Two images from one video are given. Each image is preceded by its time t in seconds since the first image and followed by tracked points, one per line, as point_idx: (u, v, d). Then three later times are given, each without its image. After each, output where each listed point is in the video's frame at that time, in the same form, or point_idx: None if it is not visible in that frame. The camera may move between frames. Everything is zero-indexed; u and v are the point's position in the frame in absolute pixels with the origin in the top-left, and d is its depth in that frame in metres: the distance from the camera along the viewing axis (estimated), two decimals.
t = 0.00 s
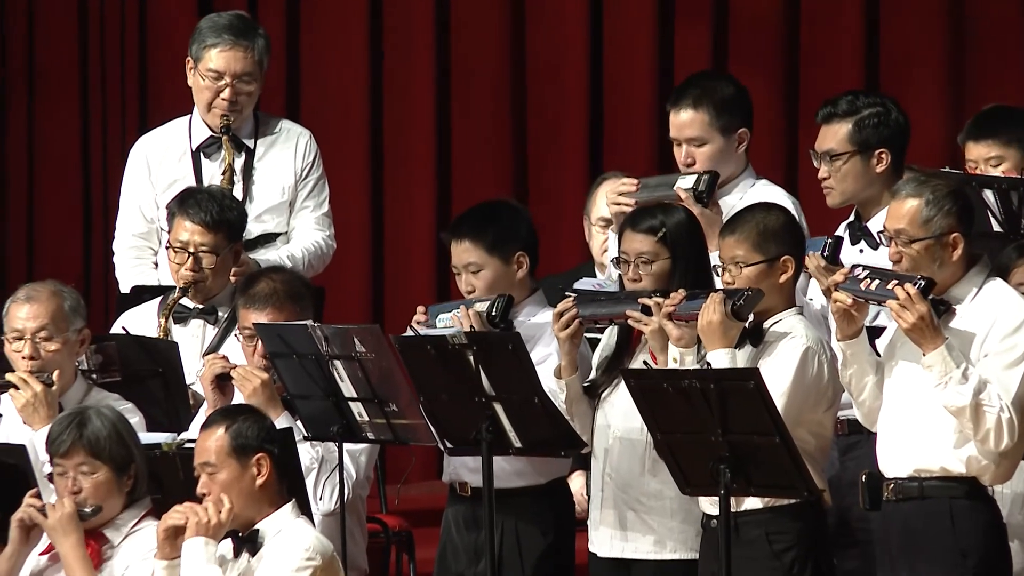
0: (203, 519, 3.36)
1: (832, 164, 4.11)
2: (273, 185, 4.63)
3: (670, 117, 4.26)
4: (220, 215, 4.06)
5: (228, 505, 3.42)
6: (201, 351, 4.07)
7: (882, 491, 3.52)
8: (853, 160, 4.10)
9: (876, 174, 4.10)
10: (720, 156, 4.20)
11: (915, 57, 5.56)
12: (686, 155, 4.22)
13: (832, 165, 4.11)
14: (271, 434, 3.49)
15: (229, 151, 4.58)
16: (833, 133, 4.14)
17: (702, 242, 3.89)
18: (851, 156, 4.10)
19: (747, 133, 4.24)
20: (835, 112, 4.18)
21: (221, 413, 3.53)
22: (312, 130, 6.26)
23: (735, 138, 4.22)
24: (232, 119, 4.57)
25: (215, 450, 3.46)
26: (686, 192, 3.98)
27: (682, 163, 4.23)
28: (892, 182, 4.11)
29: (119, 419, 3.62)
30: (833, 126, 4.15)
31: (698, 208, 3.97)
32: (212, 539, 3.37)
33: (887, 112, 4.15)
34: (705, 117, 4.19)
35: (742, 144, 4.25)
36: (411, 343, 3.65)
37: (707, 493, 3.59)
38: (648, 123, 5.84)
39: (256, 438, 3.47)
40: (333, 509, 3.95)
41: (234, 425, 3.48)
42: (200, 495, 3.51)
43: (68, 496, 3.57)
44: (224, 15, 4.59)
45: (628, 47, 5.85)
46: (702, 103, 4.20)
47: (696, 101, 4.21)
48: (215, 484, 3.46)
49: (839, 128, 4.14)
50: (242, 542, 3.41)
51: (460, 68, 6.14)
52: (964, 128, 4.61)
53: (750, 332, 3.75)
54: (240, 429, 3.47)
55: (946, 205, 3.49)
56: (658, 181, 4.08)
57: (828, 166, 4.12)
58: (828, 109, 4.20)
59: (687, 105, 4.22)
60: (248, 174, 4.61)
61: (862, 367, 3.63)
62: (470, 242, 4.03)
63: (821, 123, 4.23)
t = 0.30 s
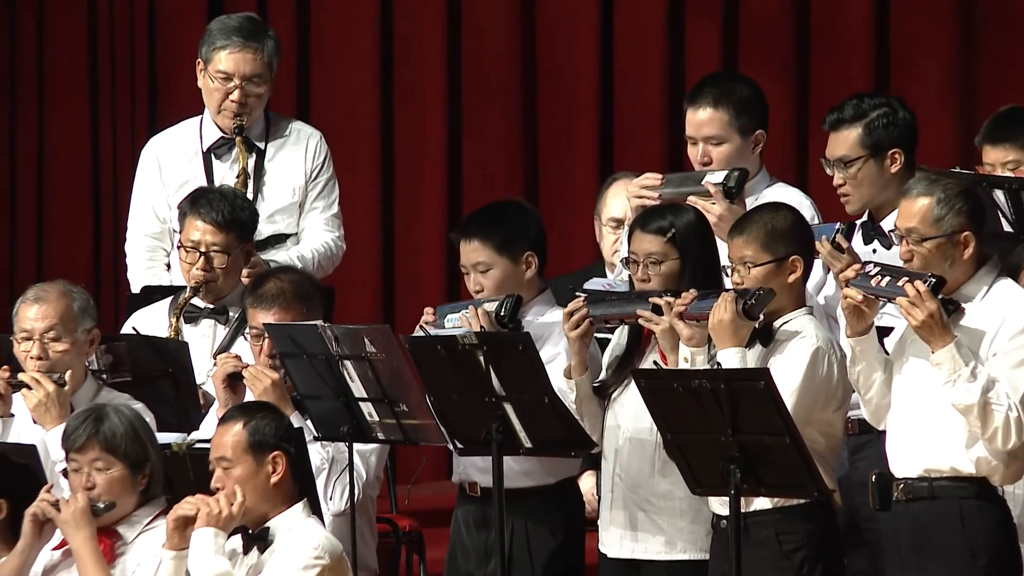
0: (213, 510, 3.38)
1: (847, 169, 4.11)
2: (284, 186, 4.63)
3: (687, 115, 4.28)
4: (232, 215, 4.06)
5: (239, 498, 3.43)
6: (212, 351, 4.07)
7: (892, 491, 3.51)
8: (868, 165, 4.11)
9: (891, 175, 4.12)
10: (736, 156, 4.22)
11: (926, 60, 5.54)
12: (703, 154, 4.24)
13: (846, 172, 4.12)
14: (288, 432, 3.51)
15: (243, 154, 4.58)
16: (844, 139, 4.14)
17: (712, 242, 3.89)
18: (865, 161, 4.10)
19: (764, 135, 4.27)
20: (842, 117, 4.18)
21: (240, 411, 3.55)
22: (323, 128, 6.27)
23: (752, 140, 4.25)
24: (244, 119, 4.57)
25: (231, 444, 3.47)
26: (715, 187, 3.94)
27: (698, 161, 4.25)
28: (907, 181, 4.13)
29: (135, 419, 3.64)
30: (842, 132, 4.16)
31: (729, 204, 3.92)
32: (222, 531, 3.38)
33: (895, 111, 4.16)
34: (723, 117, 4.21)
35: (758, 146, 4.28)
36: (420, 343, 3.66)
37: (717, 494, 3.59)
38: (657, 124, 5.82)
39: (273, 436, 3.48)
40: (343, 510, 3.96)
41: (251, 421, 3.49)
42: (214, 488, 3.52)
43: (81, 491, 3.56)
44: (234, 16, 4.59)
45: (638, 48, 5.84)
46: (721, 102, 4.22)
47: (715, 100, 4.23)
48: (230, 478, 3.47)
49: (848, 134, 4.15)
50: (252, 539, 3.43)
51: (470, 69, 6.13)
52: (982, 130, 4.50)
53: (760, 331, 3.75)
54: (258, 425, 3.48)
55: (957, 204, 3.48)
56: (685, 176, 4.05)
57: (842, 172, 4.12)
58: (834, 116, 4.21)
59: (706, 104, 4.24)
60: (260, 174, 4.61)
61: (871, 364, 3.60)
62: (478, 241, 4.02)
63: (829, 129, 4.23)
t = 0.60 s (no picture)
0: (229, 513, 3.40)
1: (866, 168, 4.14)
2: (299, 189, 4.64)
3: (705, 116, 4.31)
4: (249, 216, 4.06)
5: (254, 501, 3.45)
6: (227, 352, 4.08)
7: (908, 492, 3.51)
8: (887, 165, 4.13)
9: (910, 176, 4.14)
10: (754, 157, 4.26)
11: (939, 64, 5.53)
12: (722, 155, 4.27)
13: (865, 171, 4.15)
14: (306, 436, 3.51)
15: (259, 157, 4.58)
16: (864, 139, 4.16)
17: (727, 244, 3.90)
18: (885, 160, 4.13)
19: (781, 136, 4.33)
20: (863, 117, 4.19)
21: (259, 412, 3.55)
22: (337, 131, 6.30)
23: (769, 142, 4.29)
24: (257, 122, 4.57)
25: (248, 446, 3.47)
26: (746, 184, 3.97)
27: (717, 162, 4.29)
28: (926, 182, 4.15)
29: (157, 419, 3.66)
30: (863, 131, 4.17)
31: (758, 199, 3.94)
32: (239, 534, 3.40)
33: (916, 112, 4.17)
34: (744, 118, 4.25)
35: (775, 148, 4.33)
36: (437, 344, 3.66)
37: (734, 494, 3.59)
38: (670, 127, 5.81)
39: (291, 438, 3.49)
40: (359, 511, 3.96)
41: (269, 423, 3.49)
42: (231, 490, 3.52)
43: (102, 490, 3.58)
44: (249, 19, 4.59)
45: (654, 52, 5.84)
46: (741, 103, 4.26)
47: (735, 101, 4.26)
48: (247, 480, 3.47)
49: (869, 133, 4.16)
50: (269, 541, 3.43)
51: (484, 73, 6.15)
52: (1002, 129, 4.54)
53: (777, 332, 3.74)
54: (276, 429, 3.49)
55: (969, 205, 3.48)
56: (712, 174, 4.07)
57: (861, 171, 4.15)
58: (855, 114, 4.21)
59: (725, 105, 4.27)
60: (276, 175, 4.62)
61: (888, 367, 3.54)
62: (491, 244, 3.97)
63: (848, 128, 4.23)
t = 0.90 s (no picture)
0: (248, 511, 3.38)
1: (881, 170, 4.14)
2: (316, 190, 4.63)
3: (720, 117, 4.31)
4: (266, 217, 4.06)
5: (274, 498, 3.44)
6: (245, 354, 4.09)
7: (925, 493, 3.49)
8: (901, 166, 4.13)
9: (924, 179, 4.12)
10: (769, 159, 4.27)
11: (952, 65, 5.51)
12: (738, 157, 4.27)
13: (879, 173, 4.15)
14: (325, 437, 3.51)
15: (274, 158, 4.59)
16: (879, 141, 4.17)
17: (743, 245, 3.91)
18: (898, 163, 4.13)
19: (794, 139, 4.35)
20: (879, 119, 4.19)
21: (278, 412, 3.56)
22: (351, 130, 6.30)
23: (784, 144, 4.31)
24: (273, 124, 4.57)
25: (269, 445, 3.48)
26: (773, 188, 3.99)
27: (733, 163, 4.29)
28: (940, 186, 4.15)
29: (169, 423, 3.64)
30: (878, 133, 4.18)
31: (786, 202, 3.95)
32: (258, 532, 3.39)
33: (932, 115, 4.16)
34: (761, 119, 4.25)
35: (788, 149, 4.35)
36: (456, 346, 3.67)
37: (751, 496, 3.58)
38: (686, 126, 5.79)
39: (312, 439, 3.49)
40: (376, 512, 3.96)
41: (289, 423, 3.50)
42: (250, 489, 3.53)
43: (116, 497, 3.58)
44: (267, 22, 4.59)
45: (671, 52, 5.81)
46: (758, 104, 4.26)
47: (752, 102, 4.26)
48: (267, 478, 3.48)
49: (884, 135, 4.17)
50: (287, 541, 3.43)
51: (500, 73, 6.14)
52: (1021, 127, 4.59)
53: (796, 333, 3.74)
54: (296, 428, 3.49)
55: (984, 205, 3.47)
56: (735, 176, 4.09)
57: (875, 173, 4.16)
58: (871, 117, 4.22)
59: (741, 106, 4.27)
60: (293, 177, 4.62)
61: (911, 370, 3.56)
62: (505, 245, 3.92)
63: (865, 129, 4.24)
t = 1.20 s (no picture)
0: (268, 508, 3.38)
1: (891, 171, 4.13)
2: (333, 190, 4.63)
3: (731, 118, 4.30)
4: (284, 217, 4.06)
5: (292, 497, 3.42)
6: (263, 354, 4.09)
7: (944, 494, 3.47)
8: (911, 167, 4.10)
9: (935, 179, 4.10)
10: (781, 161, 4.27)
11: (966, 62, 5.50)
12: (751, 158, 4.26)
13: (890, 173, 4.13)
14: (345, 436, 3.52)
15: (290, 158, 4.59)
16: (889, 142, 4.14)
17: (759, 245, 3.90)
18: (909, 163, 4.10)
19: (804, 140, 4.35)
20: (889, 120, 4.17)
21: (297, 410, 3.56)
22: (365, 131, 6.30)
23: (795, 144, 4.31)
24: (290, 126, 4.57)
25: (288, 442, 3.48)
26: (798, 189, 3.95)
27: (745, 165, 4.27)
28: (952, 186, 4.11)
29: (192, 421, 3.66)
30: (889, 134, 4.16)
31: (809, 203, 3.91)
32: (277, 529, 3.37)
33: (941, 116, 4.13)
34: (771, 121, 4.25)
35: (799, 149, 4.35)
36: (474, 346, 3.66)
37: (770, 496, 3.57)
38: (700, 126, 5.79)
39: (330, 438, 3.50)
40: (394, 512, 3.96)
41: (309, 422, 3.50)
42: (269, 487, 3.53)
43: (136, 492, 3.58)
44: (284, 25, 4.60)
45: (689, 51, 5.81)
46: (769, 105, 4.26)
47: (763, 103, 4.26)
48: (286, 476, 3.47)
49: (894, 136, 4.14)
50: (305, 539, 3.44)
51: (518, 73, 6.13)
52: None
53: (813, 333, 3.73)
54: (316, 427, 3.50)
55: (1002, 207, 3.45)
56: (757, 177, 4.05)
57: (886, 174, 4.14)
58: (882, 118, 4.20)
59: (752, 107, 4.27)
60: (309, 177, 4.62)
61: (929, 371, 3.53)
62: (522, 245, 3.92)
63: (877, 131, 4.22)
